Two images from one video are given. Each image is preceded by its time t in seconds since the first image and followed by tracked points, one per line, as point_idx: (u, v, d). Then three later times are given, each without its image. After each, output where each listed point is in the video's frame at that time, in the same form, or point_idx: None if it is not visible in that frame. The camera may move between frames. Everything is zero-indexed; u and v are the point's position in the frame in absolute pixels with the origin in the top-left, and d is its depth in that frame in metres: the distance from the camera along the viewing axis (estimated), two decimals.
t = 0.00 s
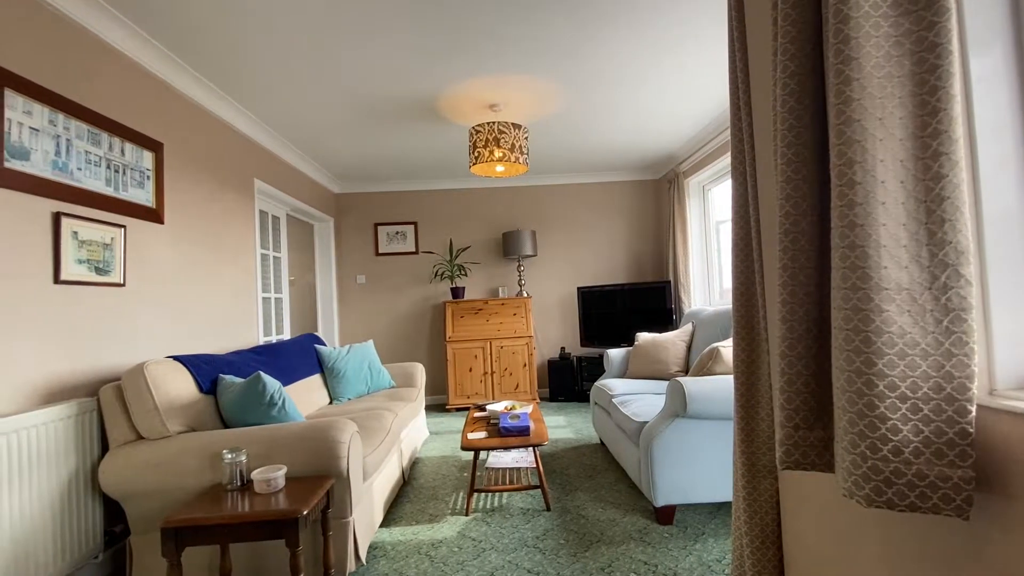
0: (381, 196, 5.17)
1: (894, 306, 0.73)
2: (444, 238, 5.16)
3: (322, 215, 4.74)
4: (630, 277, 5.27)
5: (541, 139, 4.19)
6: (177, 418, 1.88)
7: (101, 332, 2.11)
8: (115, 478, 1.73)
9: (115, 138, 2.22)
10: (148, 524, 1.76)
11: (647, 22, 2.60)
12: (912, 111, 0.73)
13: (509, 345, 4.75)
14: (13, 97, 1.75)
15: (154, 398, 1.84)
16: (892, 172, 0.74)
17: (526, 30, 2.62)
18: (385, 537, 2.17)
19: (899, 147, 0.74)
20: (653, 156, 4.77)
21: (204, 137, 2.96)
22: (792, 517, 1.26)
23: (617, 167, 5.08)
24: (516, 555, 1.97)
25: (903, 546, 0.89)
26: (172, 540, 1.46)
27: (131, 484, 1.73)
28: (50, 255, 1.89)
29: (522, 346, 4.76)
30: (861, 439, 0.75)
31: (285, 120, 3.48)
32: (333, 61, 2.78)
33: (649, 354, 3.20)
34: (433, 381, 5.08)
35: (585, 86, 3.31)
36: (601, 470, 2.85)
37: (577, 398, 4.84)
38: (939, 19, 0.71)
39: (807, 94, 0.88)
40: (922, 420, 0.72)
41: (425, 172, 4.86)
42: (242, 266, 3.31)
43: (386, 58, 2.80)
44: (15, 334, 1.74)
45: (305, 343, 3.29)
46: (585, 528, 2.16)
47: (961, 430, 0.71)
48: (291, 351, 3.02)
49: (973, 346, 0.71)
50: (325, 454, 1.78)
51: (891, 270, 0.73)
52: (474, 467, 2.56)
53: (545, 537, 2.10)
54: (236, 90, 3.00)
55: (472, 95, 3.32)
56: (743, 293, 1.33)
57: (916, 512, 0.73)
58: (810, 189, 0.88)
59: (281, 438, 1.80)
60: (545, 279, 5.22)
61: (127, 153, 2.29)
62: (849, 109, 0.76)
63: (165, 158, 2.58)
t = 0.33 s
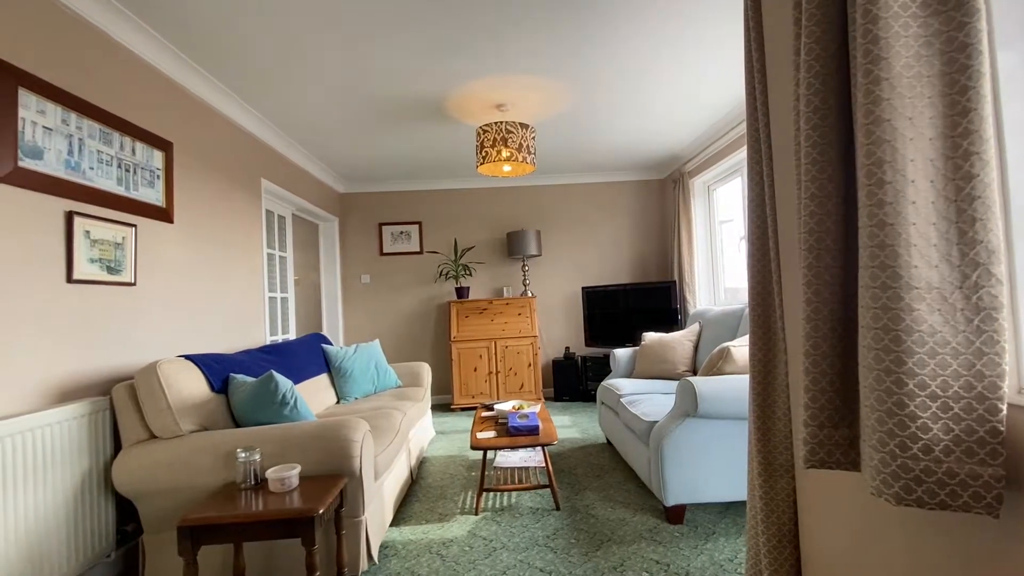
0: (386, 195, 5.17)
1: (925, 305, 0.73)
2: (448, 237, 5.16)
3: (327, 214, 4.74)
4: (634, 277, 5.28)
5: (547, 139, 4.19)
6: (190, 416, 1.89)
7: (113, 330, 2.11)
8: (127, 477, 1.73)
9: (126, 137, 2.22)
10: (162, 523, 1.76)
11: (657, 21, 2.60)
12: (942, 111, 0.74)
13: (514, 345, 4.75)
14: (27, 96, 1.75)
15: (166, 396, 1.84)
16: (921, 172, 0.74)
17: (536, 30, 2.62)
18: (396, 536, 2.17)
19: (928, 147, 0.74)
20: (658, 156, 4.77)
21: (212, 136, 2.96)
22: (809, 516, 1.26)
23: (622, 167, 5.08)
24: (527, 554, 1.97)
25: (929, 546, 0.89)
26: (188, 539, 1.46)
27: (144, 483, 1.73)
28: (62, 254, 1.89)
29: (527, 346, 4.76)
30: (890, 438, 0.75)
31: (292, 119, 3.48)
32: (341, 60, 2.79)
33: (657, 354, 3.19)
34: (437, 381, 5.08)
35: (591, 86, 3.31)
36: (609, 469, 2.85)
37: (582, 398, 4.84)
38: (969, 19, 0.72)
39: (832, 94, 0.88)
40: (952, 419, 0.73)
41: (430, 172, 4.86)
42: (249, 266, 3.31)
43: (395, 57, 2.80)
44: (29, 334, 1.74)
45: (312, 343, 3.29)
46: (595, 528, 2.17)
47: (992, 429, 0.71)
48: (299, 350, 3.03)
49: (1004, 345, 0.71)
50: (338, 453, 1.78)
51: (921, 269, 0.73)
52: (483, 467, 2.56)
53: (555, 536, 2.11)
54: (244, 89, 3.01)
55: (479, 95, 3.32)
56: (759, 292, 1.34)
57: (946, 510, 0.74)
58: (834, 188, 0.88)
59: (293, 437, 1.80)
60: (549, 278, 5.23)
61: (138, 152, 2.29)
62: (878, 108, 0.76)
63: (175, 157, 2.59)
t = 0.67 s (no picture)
0: (391, 195, 5.17)
1: (957, 304, 0.74)
2: (453, 237, 5.16)
3: (333, 214, 4.74)
4: (639, 277, 5.28)
5: (553, 138, 4.19)
6: (203, 415, 1.89)
7: (126, 329, 2.11)
8: (142, 476, 1.73)
9: (138, 136, 2.23)
10: (176, 521, 1.77)
11: (667, 21, 2.60)
12: (974, 111, 0.74)
13: (519, 345, 4.76)
14: (41, 95, 1.75)
15: (181, 395, 1.85)
16: (953, 171, 0.75)
17: (546, 30, 2.63)
18: (408, 535, 2.17)
19: (961, 147, 0.75)
20: (664, 156, 4.77)
21: (221, 136, 2.97)
22: (828, 515, 1.27)
23: (627, 167, 5.08)
24: (540, 553, 1.98)
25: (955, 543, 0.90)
26: (206, 537, 1.47)
27: (159, 482, 1.73)
28: (77, 253, 1.89)
29: (532, 346, 4.76)
30: (922, 436, 0.75)
31: (299, 118, 3.48)
32: (351, 60, 2.79)
33: (665, 353, 3.20)
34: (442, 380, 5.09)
35: (600, 86, 3.31)
36: (617, 469, 2.86)
37: (587, 397, 4.84)
38: (1002, 20, 0.72)
39: (859, 94, 0.89)
40: (985, 417, 0.73)
41: (436, 172, 4.86)
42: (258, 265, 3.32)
43: (404, 57, 2.81)
44: (44, 332, 1.75)
45: (320, 343, 3.30)
46: (606, 527, 2.17)
47: None
48: (307, 350, 3.03)
49: None
50: (352, 452, 1.78)
51: (954, 268, 0.74)
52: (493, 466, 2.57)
53: (568, 536, 2.11)
54: (254, 88, 3.01)
55: (487, 95, 3.32)
56: (777, 291, 1.35)
57: (979, 508, 0.74)
58: (861, 188, 0.88)
59: (308, 436, 1.80)
60: (555, 278, 5.23)
61: (150, 152, 2.30)
62: (910, 108, 0.76)
63: (185, 157, 2.59)
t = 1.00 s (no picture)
0: (396, 195, 5.18)
1: (985, 303, 0.74)
2: (458, 237, 5.17)
3: (337, 213, 4.75)
4: (643, 277, 5.28)
5: (559, 138, 4.19)
6: (215, 414, 1.89)
7: (135, 328, 2.11)
8: (154, 475, 1.73)
9: (149, 135, 2.23)
10: (188, 520, 1.77)
11: (676, 21, 2.60)
12: (1001, 111, 0.75)
13: (524, 345, 4.76)
14: (54, 94, 1.76)
15: (192, 394, 1.85)
16: (980, 171, 0.75)
17: (554, 30, 2.63)
18: (417, 534, 2.18)
19: (987, 146, 0.75)
20: (669, 156, 4.77)
21: (229, 135, 2.97)
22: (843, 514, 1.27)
23: (631, 167, 5.09)
24: (551, 552, 1.98)
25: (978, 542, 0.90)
26: (222, 536, 1.47)
27: (171, 481, 1.73)
28: (88, 252, 1.90)
29: (536, 346, 4.77)
30: (949, 434, 0.76)
31: (306, 118, 3.49)
32: (359, 60, 2.79)
33: (671, 353, 3.20)
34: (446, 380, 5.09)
35: (607, 86, 3.32)
36: (624, 468, 2.86)
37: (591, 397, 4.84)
38: None
39: (882, 94, 0.89)
40: (1012, 416, 0.74)
41: (440, 172, 4.87)
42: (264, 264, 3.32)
43: (412, 57, 2.81)
44: (58, 330, 1.76)
45: (327, 342, 3.30)
46: (615, 526, 2.17)
47: None
48: (314, 349, 3.04)
49: None
50: (364, 451, 1.79)
51: (981, 267, 0.74)
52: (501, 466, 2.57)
53: (577, 535, 2.11)
54: (261, 88, 3.02)
55: (495, 95, 3.33)
56: (792, 291, 1.36)
57: (1006, 506, 0.75)
58: (883, 188, 0.89)
59: (320, 435, 1.80)
60: (559, 278, 5.23)
61: (160, 151, 2.30)
62: (937, 108, 0.76)
63: (194, 156, 2.59)
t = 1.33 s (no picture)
0: (400, 195, 5.18)
1: (1015, 301, 0.74)
2: (462, 236, 5.17)
3: (343, 213, 4.75)
4: (647, 276, 5.28)
5: (565, 138, 4.20)
6: (228, 413, 1.90)
7: (147, 327, 2.12)
8: (168, 474, 1.74)
9: (160, 134, 2.23)
10: (203, 518, 1.78)
11: (686, 21, 2.60)
12: None
13: (529, 344, 4.76)
14: (69, 94, 1.76)
15: (206, 393, 1.86)
16: (1011, 169, 0.75)
17: (563, 29, 2.63)
18: (428, 533, 2.18)
19: (1018, 145, 0.76)
20: (674, 155, 4.77)
21: (238, 134, 2.98)
22: (860, 513, 1.27)
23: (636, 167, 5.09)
24: (563, 551, 1.98)
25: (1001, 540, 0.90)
26: (239, 534, 1.48)
27: (185, 479, 1.74)
28: (102, 251, 1.90)
29: (541, 345, 4.77)
30: (979, 433, 0.76)
31: (313, 118, 3.49)
32: (368, 59, 2.79)
33: (678, 352, 3.20)
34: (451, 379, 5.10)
35: (614, 86, 3.32)
36: (632, 468, 2.86)
37: (596, 397, 4.85)
38: None
39: (908, 93, 0.89)
40: None
41: (445, 171, 4.87)
42: (272, 264, 3.33)
43: (421, 57, 2.81)
44: (72, 329, 1.76)
45: (335, 341, 3.30)
46: (626, 525, 2.18)
47: None
48: (323, 348, 3.04)
49: None
50: (379, 450, 1.79)
51: (1011, 266, 0.75)
52: (511, 465, 2.57)
53: (588, 534, 2.11)
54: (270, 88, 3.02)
55: (502, 94, 3.33)
56: (809, 291, 1.37)
57: None
58: (910, 187, 0.89)
59: (334, 434, 1.81)
60: (563, 277, 5.24)
61: (171, 150, 2.30)
62: (967, 107, 0.77)
63: (203, 156, 2.59)
